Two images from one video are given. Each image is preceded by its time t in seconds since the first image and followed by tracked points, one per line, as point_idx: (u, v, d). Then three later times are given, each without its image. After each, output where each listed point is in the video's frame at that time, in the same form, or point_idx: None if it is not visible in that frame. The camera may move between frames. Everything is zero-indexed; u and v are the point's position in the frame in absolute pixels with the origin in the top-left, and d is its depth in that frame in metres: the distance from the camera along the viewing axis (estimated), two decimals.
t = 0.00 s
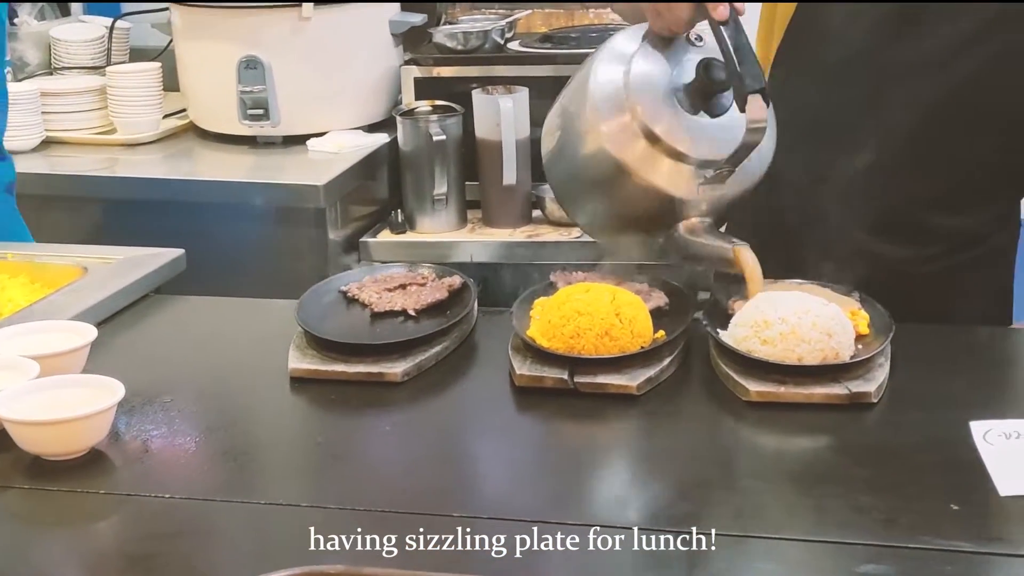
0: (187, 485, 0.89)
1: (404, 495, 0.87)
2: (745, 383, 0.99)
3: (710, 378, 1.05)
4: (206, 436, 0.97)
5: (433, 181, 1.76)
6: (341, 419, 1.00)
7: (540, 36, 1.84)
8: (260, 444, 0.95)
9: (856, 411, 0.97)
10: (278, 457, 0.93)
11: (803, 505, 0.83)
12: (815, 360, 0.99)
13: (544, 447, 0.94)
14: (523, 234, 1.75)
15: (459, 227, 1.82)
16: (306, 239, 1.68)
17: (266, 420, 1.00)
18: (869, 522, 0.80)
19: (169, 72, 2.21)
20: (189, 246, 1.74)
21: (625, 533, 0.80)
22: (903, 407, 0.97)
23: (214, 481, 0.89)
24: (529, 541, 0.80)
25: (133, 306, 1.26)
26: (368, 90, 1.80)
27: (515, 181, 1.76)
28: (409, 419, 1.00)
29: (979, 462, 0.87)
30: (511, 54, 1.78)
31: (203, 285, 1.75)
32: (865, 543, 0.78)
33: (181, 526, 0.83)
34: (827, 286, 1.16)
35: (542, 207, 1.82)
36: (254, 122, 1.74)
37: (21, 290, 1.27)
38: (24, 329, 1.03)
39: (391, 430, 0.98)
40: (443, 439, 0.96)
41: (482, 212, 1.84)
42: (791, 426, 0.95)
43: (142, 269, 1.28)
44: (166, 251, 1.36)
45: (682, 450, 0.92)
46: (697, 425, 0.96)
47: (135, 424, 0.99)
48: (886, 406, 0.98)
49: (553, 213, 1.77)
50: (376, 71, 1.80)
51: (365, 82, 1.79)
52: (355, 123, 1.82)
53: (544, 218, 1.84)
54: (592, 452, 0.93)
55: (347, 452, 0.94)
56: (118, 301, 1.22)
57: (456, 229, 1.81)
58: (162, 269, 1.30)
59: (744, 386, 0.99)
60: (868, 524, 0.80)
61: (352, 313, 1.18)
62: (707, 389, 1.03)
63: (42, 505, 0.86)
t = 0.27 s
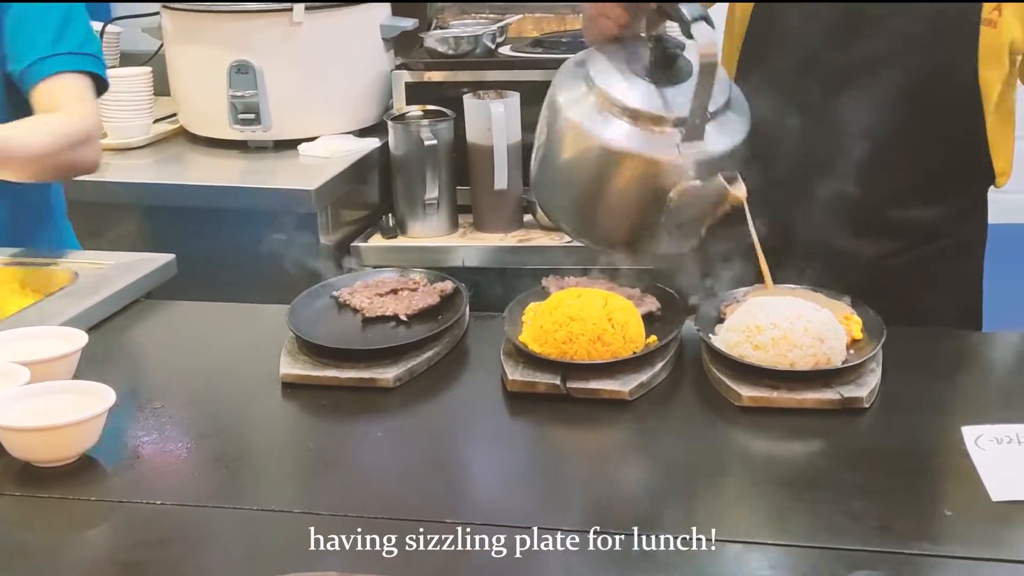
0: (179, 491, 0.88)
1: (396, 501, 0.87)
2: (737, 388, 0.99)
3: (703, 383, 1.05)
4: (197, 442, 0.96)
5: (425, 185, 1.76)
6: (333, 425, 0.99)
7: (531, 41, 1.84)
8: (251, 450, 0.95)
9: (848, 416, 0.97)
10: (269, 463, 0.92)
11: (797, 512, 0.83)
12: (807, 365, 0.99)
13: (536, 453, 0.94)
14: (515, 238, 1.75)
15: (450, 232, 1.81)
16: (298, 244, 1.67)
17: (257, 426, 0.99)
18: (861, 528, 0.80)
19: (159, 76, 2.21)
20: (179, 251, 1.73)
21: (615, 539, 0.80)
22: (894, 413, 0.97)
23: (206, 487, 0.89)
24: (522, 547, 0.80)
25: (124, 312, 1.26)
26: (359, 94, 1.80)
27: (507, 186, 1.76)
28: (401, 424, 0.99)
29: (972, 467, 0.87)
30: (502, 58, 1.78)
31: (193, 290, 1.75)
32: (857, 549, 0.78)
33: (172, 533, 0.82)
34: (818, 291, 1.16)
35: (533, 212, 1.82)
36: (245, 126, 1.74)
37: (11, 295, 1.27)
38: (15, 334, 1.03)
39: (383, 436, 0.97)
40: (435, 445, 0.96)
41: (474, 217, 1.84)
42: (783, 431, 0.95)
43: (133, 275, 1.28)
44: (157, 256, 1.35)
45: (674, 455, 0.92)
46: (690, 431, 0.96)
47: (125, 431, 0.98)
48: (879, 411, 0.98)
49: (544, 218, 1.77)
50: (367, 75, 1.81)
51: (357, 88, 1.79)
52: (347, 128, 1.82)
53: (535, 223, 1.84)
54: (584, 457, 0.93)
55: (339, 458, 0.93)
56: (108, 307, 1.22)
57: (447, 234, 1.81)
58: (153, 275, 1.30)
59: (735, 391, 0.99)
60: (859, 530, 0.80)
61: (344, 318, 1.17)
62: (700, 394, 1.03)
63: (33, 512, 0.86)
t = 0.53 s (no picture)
0: (167, 500, 0.88)
1: (384, 508, 0.86)
2: (726, 395, 1.00)
3: (691, 390, 1.05)
4: (185, 450, 0.96)
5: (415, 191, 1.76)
6: (321, 433, 0.99)
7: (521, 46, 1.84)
8: (240, 458, 0.94)
9: (836, 422, 0.97)
10: (257, 471, 0.92)
11: (786, 519, 0.83)
12: (795, 372, 0.99)
13: (525, 460, 0.94)
14: (505, 243, 1.76)
15: (440, 237, 1.82)
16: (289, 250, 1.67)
17: (245, 433, 0.99)
18: (850, 535, 0.80)
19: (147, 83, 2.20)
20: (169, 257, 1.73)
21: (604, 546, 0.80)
22: (882, 419, 0.97)
23: (195, 496, 0.89)
24: (512, 554, 0.80)
25: (112, 320, 1.26)
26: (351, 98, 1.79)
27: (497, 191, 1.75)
28: (390, 432, 0.99)
29: (959, 473, 0.88)
30: (492, 63, 1.78)
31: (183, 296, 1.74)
32: (846, 556, 0.78)
33: (159, 542, 0.82)
34: (807, 297, 1.17)
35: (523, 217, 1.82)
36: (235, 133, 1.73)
37: None
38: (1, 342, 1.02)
39: (371, 444, 0.97)
40: (424, 453, 0.95)
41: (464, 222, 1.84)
42: (770, 438, 0.95)
43: (121, 282, 1.28)
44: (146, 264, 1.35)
45: (662, 462, 0.92)
46: (678, 438, 0.96)
47: (112, 440, 0.98)
48: (867, 417, 0.98)
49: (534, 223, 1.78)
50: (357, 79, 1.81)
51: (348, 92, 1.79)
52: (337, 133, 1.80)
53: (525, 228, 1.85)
54: (572, 464, 0.93)
55: (327, 465, 0.93)
56: (96, 315, 1.21)
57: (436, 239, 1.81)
58: (141, 282, 1.30)
59: (724, 397, 1.00)
60: (848, 536, 0.80)
61: (333, 325, 1.17)
62: (688, 401, 1.03)
63: (20, 523, 0.85)
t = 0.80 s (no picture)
0: (157, 504, 0.88)
1: (377, 511, 0.86)
2: (718, 397, 1.00)
3: (682, 393, 1.05)
4: (175, 453, 0.96)
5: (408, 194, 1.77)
6: (313, 435, 0.99)
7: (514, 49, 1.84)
8: (231, 462, 0.94)
9: (827, 425, 0.97)
10: (250, 474, 0.92)
11: (778, 521, 0.83)
12: (787, 374, 0.99)
13: (516, 463, 0.94)
14: (496, 247, 1.76)
15: (433, 240, 1.82)
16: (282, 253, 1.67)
17: (237, 437, 0.99)
18: (842, 537, 0.80)
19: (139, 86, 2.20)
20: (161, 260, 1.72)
21: (597, 550, 0.80)
22: (873, 422, 0.97)
23: (186, 499, 0.88)
24: (504, 557, 0.79)
25: (103, 323, 1.25)
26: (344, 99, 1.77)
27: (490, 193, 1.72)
28: (380, 435, 0.99)
29: (950, 475, 0.88)
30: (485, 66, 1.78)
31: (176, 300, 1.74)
32: (839, 559, 0.78)
33: (152, 546, 0.82)
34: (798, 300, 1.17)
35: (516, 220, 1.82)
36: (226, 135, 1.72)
37: None
38: None
39: (362, 447, 0.97)
40: (415, 456, 0.95)
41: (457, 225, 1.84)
42: (763, 440, 0.95)
43: (112, 285, 1.27)
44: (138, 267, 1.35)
45: (654, 465, 0.92)
46: (670, 441, 0.96)
47: (103, 444, 0.97)
48: (858, 420, 0.98)
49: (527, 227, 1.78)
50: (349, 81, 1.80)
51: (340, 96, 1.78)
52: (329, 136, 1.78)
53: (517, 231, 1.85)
54: (564, 467, 0.93)
55: (319, 468, 0.93)
56: (86, 318, 1.21)
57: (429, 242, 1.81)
58: (132, 285, 1.29)
59: (716, 400, 0.99)
60: (840, 539, 0.80)
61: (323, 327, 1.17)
62: (679, 403, 1.03)
63: (11, 527, 0.85)
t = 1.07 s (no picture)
0: (155, 507, 0.88)
1: (375, 514, 0.86)
2: (715, 400, 1.00)
3: (681, 396, 1.05)
4: (174, 456, 0.96)
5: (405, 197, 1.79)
6: (311, 439, 0.99)
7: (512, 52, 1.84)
8: (230, 465, 0.94)
9: (825, 428, 0.97)
10: (248, 477, 0.92)
11: (776, 524, 0.83)
12: (785, 377, 0.99)
13: (514, 466, 0.93)
14: (496, 249, 1.74)
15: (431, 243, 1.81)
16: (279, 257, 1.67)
17: (235, 440, 0.99)
18: (840, 540, 0.80)
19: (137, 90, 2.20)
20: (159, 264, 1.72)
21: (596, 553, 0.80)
22: (871, 424, 0.97)
23: (184, 502, 0.88)
24: (502, 561, 0.79)
25: (101, 326, 1.25)
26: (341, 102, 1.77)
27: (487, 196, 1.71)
28: (379, 438, 0.99)
29: (948, 478, 0.88)
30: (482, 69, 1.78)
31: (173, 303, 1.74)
32: (838, 562, 0.78)
33: (150, 549, 0.82)
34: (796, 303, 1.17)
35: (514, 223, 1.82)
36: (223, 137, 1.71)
37: None
38: None
39: (360, 450, 0.97)
40: (413, 459, 0.95)
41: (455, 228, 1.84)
42: (761, 443, 0.95)
43: (110, 288, 1.27)
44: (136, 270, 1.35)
45: (652, 468, 0.92)
46: (668, 444, 0.96)
47: (101, 447, 0.97)
48: (856, 423, 0.98)
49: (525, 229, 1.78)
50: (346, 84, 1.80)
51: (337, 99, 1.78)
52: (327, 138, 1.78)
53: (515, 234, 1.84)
54: (562, 470, 0.93)
55: (317, 471, 0.93)
56: (84, 321, 1.21)
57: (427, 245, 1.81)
58: (131, 288, 1.29)
59: (714, 403, 1.00)
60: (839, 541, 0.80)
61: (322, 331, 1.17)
62: (677, 406, 1.03)
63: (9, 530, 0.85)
